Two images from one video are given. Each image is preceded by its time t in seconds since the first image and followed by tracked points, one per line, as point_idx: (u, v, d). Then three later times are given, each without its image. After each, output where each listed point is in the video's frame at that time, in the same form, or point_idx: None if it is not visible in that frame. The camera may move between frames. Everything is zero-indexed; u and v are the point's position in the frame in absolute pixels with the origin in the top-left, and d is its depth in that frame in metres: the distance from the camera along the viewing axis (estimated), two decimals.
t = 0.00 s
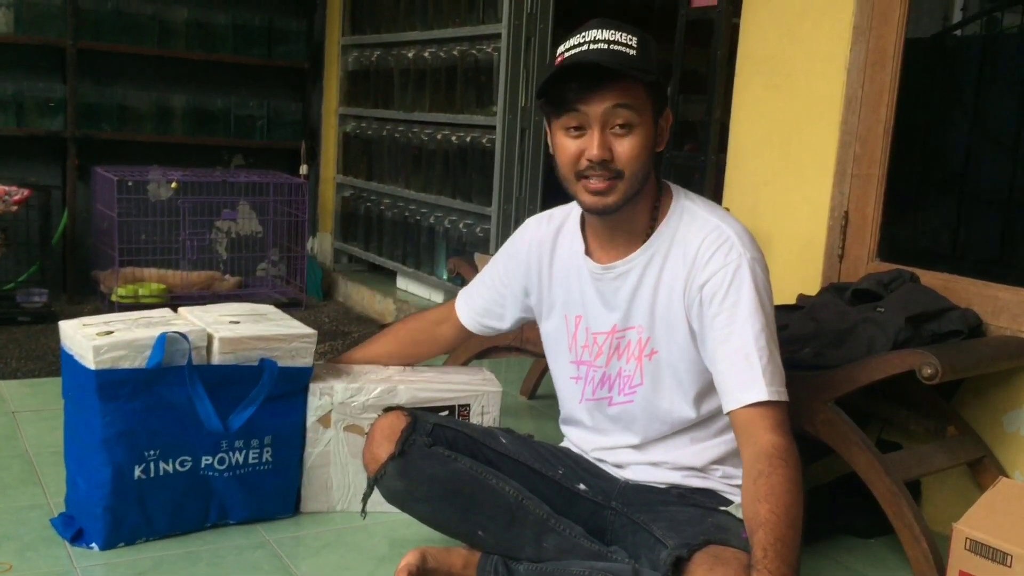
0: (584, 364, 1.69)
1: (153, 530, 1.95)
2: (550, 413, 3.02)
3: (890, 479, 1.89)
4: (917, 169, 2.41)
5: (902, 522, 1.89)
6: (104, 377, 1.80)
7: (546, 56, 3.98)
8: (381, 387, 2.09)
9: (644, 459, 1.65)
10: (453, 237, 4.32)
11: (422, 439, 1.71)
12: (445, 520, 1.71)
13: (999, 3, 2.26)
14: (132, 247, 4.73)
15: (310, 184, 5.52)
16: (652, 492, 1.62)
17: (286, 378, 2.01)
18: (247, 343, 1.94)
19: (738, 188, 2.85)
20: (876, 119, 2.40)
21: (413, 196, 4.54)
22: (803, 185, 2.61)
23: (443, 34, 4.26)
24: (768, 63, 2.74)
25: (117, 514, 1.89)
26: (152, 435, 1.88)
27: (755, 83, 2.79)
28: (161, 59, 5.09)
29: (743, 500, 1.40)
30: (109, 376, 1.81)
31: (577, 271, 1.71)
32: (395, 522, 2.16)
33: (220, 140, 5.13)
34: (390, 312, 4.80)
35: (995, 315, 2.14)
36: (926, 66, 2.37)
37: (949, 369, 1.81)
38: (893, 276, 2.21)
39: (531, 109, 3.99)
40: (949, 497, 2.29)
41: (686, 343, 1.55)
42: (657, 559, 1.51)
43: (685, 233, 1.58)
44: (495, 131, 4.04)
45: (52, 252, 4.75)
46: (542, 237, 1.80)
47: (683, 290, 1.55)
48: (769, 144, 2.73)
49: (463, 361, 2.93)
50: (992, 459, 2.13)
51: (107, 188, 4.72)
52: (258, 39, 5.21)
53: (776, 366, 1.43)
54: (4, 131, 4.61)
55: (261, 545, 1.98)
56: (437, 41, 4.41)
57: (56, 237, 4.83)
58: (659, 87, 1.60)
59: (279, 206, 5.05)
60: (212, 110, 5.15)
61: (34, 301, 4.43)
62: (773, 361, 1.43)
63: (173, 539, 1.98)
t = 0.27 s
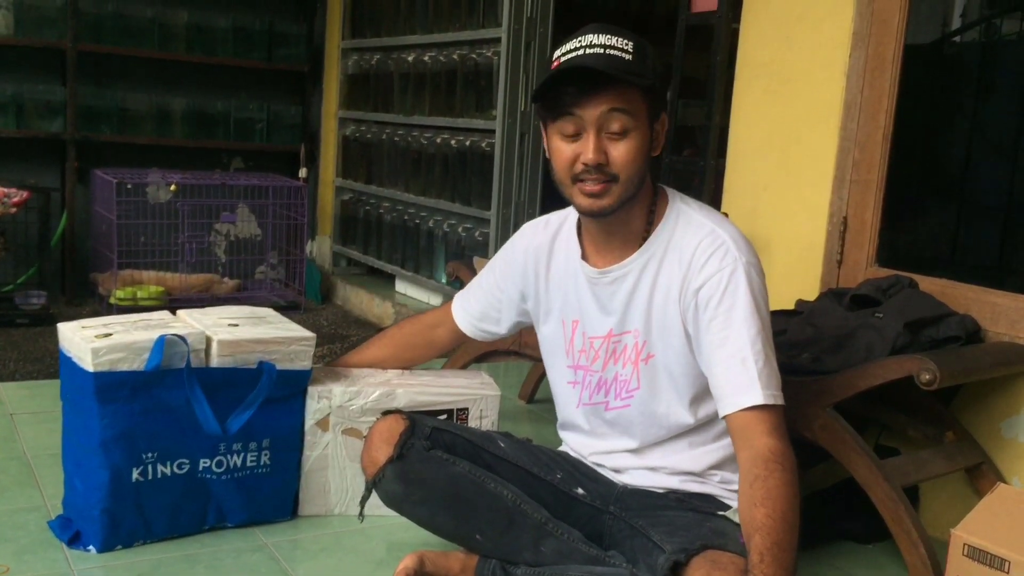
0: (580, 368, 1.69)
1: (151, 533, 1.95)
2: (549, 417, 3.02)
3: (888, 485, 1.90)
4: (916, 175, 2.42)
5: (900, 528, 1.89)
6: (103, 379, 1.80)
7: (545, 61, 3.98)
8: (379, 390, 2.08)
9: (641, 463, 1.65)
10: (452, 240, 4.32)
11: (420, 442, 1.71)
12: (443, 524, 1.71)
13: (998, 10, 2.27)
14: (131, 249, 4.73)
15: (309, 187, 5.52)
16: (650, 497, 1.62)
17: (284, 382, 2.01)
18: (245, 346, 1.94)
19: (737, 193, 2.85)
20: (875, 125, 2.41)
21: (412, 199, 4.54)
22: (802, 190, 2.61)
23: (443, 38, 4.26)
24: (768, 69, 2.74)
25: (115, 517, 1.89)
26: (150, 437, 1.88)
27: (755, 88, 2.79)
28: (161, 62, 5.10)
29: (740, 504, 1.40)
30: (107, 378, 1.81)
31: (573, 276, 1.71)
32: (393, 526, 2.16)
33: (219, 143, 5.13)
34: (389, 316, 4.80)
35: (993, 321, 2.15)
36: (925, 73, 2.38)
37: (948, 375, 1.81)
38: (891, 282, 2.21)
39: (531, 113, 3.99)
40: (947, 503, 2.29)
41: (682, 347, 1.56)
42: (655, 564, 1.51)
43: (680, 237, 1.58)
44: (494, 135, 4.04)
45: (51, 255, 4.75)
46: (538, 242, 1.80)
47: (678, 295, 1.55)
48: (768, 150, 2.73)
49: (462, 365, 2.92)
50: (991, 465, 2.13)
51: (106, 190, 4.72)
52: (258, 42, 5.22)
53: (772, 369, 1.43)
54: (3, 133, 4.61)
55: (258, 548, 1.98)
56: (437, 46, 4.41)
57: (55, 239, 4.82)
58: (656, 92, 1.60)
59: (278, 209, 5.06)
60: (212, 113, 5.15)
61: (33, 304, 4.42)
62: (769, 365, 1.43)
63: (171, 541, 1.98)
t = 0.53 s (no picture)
0: (579, 371, 1.69)
1: (150, 535, 1.95)
2: (548, 420, 3.01)
3: (886, 487, 1.90)
4: (915, 179, 2.42)
5: (898, 531, 1.89)
6: (103, 381, 1.80)
7: (545, 63, 3.98)
8: (378, 392, 2.09)
9: (640, 465, 1.65)
10: (451, 243, 4.32)
11: (419, 444, 1.71)
12: (442, 526, 1.71)
13: (996, 14, 2.27)
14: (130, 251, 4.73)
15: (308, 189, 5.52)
16: (649, 499, 1.62)
17: (284, 384, 2.01)
18: (244, 348, 1.94)
19: (736, 196, 2.86)
20: (874, 128, 2.41)
21: (412, 202, 4.54)
22: (801, 193, 2.62)
23: (443, 40, 4.26)
24: (767, 72, 2.75)
25: (114, 519, 1.89)
26: (149, 439, 1.88)
27: (754, 91, 2.80)
28: (160, 64, 5.10)
29: (738, 506, 1.40)
30: (106, 380, 1.81)
31: (572, 278, 1.71)
32: (392, 528, 2.16)
33: (218, 145, 5.13)
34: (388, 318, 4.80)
35: (992, 324, 2.15)
36: (924, 76, 2.38)
37: (946, 378, 1.81)
38: (890, 285, 2.21)
39: (530, 115, 3.99)
40: (945, 506, 2.29)
41: (681, 349, 1.56)
42: (654, 566, 1.51)
43: (679, 239, 1.58)
44: (493, 138, 4.04)
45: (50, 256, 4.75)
46: (537, 244, 1.80)
47: (676, 297, 1.55)
48: (768, 153, 2.73)
49: (461, 367, 2.92)
50: (990, 468, 2.13)
51: (105, 192, 4.72)
52: (257, 44, 5.22)
53: (770, 372, 1.43)
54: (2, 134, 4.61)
55: (257, 550, 1.98)
56: (436, 48, 4.41)
57: (54, 240, 4.82)
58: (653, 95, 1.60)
59: (277, 211, 5.06)
60: (211, 114, 5.14)
61: (32, 305, 4.42)
62: (767, 367, 1.43)
63: (169, 543, 1.98)
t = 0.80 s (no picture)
0: (580, 373, 1.69)
1: (149, 536, 1.95)
2: (548, 421, 3.01)
3: (885, 488, 1.90)
4: (914, 180, 2.42)
5: (898, 532, 1.89)
6: (102, 382, 1.80)
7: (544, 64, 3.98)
8: (378, 393, 2.09)
9: (640, 467, 1.65)
10: (451, 243, 4.32)
11: (419, 445, 1.71)
12: (441, 527, 1.71)
13: (995, 15, 2.27)
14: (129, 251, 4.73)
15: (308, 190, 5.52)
16: (648, 500, 1.62)
17: (283, 385, 2.01)
18: (243, 349, 1.94)
19: (736, 196, 2.85)
20: (873, 129, 2.41)
21: (412, 202, 4.55)
22: (800, 194, 2.62)
23: (442, 41, 4.26)
24: (767, 72, 2.75)
25: (113, 519, 1.89)
26: (148, 440, 1.88)
27: (753, 92, 2.80)
28: (159, 65, 5.10)
29: (738, 509, 1.40)
30: (105, 380, 1.81)
31: (572, 279, 1.71)
32: (391, 529, 2.16)
33: (217, 145, 5.13)
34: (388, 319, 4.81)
35: (991, 325, 2.15)
36: (924, 77, 2.38)
37: (946, 378, 1.81)
38: (890, 286, 2.22)
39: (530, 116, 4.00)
40: (945, 506, 2.29)
41: (682, 352, 1.56)
42: (653, 567, 1.51)
43: (679, 242, 1.58)
44: (493, 138, 4.04)
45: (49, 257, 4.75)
46: (537, 245, 1.80)
47: (677, 300, 1.55)
48: (767, 153, 2.73)
49: (460, 367, 2.92)
50: (989, 469, 2.13)
51: (105, 193, 4.72)
52: (257, 45, 5.22)
53: (772, 376, 1.43)
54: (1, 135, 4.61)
55: (257, 551, 1.98)
56: (436, 49, 4.41)
57: (53, 241, 4.82)
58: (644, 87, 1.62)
59: (277, 212, 5.06)
60: (210, 115, 5.14)
61: (31, 306, 4.42)
62: (768, 372, 1.43)
63: (168, 544, 1.98)
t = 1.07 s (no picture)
0: (579, 370, 1.69)
1: (149, 536, 1.95)
2: (548, 421, 3.01)
3: (885, 487, 1.89)
4: (914, 179, 2.42)
5: (898, 531, 1.89)
6: (102, 382, 1.80)
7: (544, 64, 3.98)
8: (378, 393, 2.09)
9: (639, 466, 1.65)
10: (451, 243, 4.32)
11: (419, 445, 1.71)
12: (441, 527, 1.71)
13: (995, 13, 2.27)
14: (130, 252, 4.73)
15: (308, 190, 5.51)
16: (648, 499, 1.62)
17: (283, 386, 2.01)
18: (243, 350, 1.94)
19: (736, 196, 2.85)
20: (873, 129, 2.41)
21: (412, 202, 4.54)
22: (800, 194, 2.62)
23: (442, 41, 4.26)
24: (767, 72, 2.75)
25: (113, 520, 1.89)
26: (148, 441, 1.88)
27: (753, 91, 2.80)
28: (159, 64, 5.10)
29: (735, 507, 1.40)
30: (106, 380, 1.81)
31: (572, 278, 1.71)
32: (391, 529, 2.16)
33: (217, 145, 5.13)
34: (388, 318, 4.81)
35: (991, 324, 2.15)
36: (923, 76, 2.38)
37: (945, 378, 1.81)
38: (890, 285, 2.21)
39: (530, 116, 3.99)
40: (945, 506, 2.29)
41: (680, 348, 1.56)
42: (653, 566, 1.51)
43: (678, 237, 1.58)
44: (493, 138, 4.04)
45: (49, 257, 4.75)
46: (536, 243, 1.80)
47: (675, 295, 1.55)
48: (767, 153, 2.73)
49: (461, 367, 2.92)
50: (989, 468, 2.13)
51: (105, 193, 4.72)
52: (257, 45, 5.22)
53: (770, 371, 1.43)
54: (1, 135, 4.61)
55: (257, 551, 1.98)
56: (436, 49, 4.42)
57: (53, 242, 4.82)
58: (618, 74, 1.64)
59: (277, 212, 5.07)
60: (210, 115, 5.14)
61: (31, 306, 4.42)
62: (767, 367, 1.43)
63: (169, 544, 1.98)
